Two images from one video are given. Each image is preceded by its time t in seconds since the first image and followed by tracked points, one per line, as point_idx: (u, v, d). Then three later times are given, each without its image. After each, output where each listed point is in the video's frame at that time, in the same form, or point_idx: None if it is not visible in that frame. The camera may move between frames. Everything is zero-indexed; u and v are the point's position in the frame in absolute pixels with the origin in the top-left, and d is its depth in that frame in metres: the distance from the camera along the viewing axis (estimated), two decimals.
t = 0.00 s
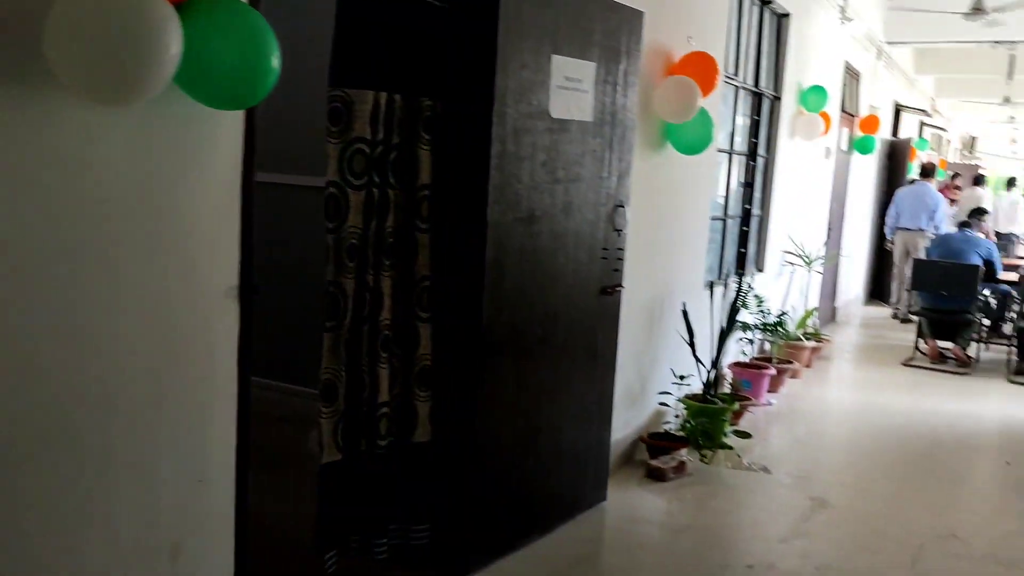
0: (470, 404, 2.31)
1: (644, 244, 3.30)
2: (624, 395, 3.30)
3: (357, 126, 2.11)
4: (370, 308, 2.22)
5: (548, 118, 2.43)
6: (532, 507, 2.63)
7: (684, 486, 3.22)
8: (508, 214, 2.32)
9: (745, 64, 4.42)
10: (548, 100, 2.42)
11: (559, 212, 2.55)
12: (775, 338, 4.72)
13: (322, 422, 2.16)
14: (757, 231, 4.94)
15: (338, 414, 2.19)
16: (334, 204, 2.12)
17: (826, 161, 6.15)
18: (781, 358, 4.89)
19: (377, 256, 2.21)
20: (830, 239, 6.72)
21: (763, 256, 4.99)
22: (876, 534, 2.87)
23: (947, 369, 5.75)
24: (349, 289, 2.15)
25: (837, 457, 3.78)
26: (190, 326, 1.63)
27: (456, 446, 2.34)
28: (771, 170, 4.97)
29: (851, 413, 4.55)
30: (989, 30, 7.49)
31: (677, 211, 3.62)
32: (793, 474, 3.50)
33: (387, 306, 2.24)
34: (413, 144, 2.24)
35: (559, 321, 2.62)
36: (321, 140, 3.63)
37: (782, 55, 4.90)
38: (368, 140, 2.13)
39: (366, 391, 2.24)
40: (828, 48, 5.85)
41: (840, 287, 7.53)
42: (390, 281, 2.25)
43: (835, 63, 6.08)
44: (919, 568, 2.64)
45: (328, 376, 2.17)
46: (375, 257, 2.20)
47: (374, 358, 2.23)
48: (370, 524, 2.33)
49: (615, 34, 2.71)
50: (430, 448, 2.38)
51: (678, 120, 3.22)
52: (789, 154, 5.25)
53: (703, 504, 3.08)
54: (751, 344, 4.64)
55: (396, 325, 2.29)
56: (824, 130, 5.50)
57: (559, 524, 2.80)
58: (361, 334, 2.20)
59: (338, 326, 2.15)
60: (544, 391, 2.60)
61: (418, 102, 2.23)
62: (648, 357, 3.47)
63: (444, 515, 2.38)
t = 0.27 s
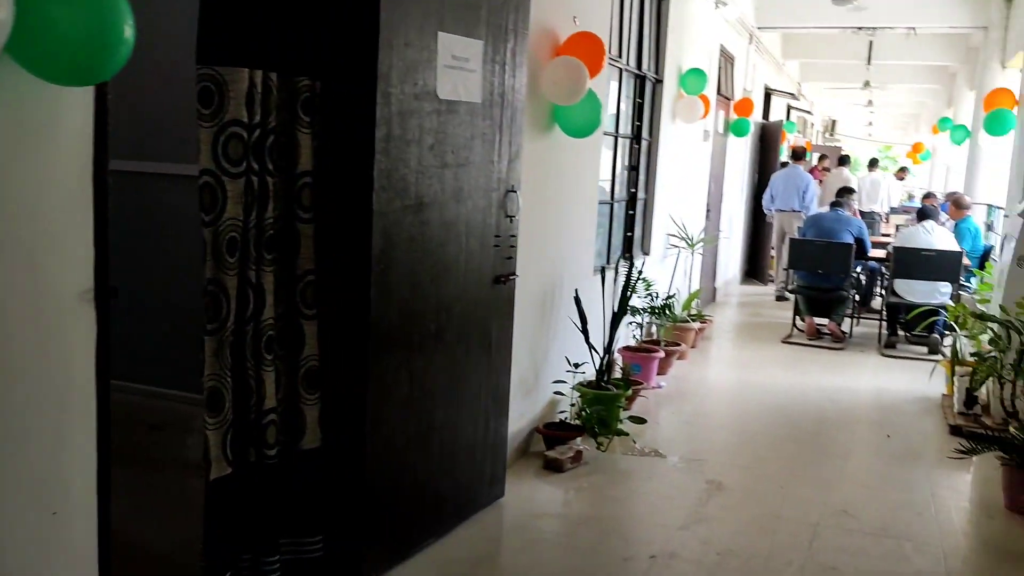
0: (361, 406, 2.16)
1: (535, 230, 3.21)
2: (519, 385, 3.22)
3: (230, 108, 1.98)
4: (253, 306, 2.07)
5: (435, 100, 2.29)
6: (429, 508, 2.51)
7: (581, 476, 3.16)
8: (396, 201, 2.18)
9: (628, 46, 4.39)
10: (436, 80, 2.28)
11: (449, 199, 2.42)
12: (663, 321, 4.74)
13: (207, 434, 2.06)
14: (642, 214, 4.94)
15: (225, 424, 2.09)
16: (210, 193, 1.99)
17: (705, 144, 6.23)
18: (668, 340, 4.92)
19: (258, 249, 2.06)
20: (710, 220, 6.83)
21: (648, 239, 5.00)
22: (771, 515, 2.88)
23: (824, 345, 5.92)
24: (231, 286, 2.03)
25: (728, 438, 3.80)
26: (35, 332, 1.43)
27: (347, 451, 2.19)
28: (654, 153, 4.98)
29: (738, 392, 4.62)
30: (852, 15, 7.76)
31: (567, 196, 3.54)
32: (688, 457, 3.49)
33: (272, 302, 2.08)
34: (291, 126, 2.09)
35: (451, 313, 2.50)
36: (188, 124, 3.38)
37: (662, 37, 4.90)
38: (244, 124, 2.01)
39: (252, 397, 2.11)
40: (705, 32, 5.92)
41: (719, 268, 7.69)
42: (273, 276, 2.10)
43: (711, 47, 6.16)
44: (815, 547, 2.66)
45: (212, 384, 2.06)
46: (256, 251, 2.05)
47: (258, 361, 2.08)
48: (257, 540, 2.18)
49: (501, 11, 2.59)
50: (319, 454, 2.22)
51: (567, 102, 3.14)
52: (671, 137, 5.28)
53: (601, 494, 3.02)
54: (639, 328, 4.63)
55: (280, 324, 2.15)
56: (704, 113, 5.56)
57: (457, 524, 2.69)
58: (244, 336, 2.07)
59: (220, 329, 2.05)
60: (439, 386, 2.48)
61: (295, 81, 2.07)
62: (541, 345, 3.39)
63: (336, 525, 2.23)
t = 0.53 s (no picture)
0: (264, 423, 2.00)
1: (442, 227, 3.09)
2: (428, 389, 3.09)
3: (109, 103, 1.77)
4: (143, 322, 1.87)
5: (336, 93, 2.14)
6: (339, 524, 2.38)
7: (495, 481, 3.06)
8: (297, 202, 2.02)
9: (530, 37, 4.31)
10: (336, 72, 2.13)
11: (353, 198, 2.28)
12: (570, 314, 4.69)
13: (98, 466, 1.85)
14: (546, 207, 4.88)
15: (116, 451, 1.88)
16: (89, 199, 1.78)
17: (605, 135, 6.22)
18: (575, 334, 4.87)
19: (147, 258, 1.86)
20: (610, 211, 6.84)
21: (552, 232, 4.94)
22: (688, 512, 2.85)
23: (724, 333, 6.00)
24: (117, 300, 1.82)
25: (639, 433, 3.77)
26: None
27: (250, 472, 2.03)
28: (557, 145, 4.92)
29: (645, 384, 4.61)
30: (743, 8, 7.89)
31: (472, 191, 3.43)
32: (601, 455, 3.44)
33: (163, 316, 1.89)
34: (178, 122, 1.90)
35: (357, 320, 2.36)
36: (60, 117, 3.12)
37: (562, 27, 4.83)
38: (126, 120, 1.80)
39: (144, 421, 1.90)
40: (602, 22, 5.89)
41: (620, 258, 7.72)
42: (164, 287, 1.91)
43: (609, 37, 6.14)
44: (734, 544, 2.64)
45: (101, 410, 1.84)
46: (145, 259, 1.86)
47: (151, 381, 1.89)
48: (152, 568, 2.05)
49: None
50: (219, 475, 2.06)
51: (472, 94, 3.02)
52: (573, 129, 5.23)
53: (517, 498, 2.93)
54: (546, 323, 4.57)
55: (172, 338, 1.96)
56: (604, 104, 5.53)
57: (369, 537, 2.56)
58: (135, 353, 1.86)
59: (108, 348, 1.83)
60: (346, 397, 2.34)
61: (180, 72, 1.88)
62: (450, 346, 3.28)
63: (240, 551, 2.08)
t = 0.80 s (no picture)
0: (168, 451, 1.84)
1: (356, 234, 2.96)
2: (346, 404, 2.95)
3: None
4: (28, 349, 1.59)
5: (243, 94, 1.99)
6: (254, 553, 2.22)
7: (418, 498, 2.94)
8: (201, 211, 1.87)
9: (441, 36, 4.20)
10: (242, 72, 1.98)
11: (264, 206, 2.13)
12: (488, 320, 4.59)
13: None
14: (461, 211, 4.77)
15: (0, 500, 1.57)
16: None
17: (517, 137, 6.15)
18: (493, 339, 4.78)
19: (31, 275, 1.59)
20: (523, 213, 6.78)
21: (467, 236, 4.84)
22: (617, 523, 2.79)
23: (640, 334, 6.00)
24: None
25: (562, 439, 3.70)
26: None
27: (153, 503, 1.87)
28: (471, 147, 4.83)
29: (565, 389, 4.55)
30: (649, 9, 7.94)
31: (387, 196, 3.31)
32: (525, 465, 3.35)
33: (51, 342, 1.63)
34: (63, 122, 1.65)
35: (270, 336, 2.21)
36: None
37: (473, 27, 4.74)
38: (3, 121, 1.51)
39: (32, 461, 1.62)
40: (512, 23, 5.83)
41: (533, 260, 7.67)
42: (51, 309, 1.65)
43: (519, 38, 6.09)
44: (666, 554, 2.58)
45: None
46: (28, 278, 1.58)
47: (40, 415, 1.62)
48: None
49: None
50: (120, 512, 1.86)
51: (386, 95, 2.90)
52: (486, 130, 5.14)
53: (441, 515, 2.82)
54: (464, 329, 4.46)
55: (63, 366, 1.69)
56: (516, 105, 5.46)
57: (286, 565, 2.40)
58: (18, 386, 1.58)
59: None
60: (258, 420, 2.18)
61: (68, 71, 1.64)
62: (367, 357, 3.14)
63: None
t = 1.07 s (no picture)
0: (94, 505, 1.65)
1: (287, 256, 2.80)
2: (280, 435, 2.79)
3: None
4: None
5: (165, 109, 1.83)
6: None
7: (359, 532, 2.79)
8: (123, 238, 1.70)
9: (369, 47, 4.07)
10: (165, 86, 1.82)
11: (191, 231, 1.97)
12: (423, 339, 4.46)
13: None
14: (392, 227, 4.64)
15: None
16: None
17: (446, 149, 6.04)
18: (429, 358, 4.65)
19: None
20: (453, 226, 6.66)
21: (399, 252, 4.71)
22: (568, 550, 2.70)
23: (574, 347, 5.94)
24: None
25: (505, 461, 3.59)
26: None
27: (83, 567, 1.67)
28: (400, 161, 4.71)
29: (503, 407, 4.46)
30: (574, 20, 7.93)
31: (318, 214, 3.16)
32: (469, 491, 3.23)
33: None
34: None
35: (201, 370, 2.05)
36: None
37: (401, 38, 4.63)
38: None
39: None
40: (439, 33, 5.73)
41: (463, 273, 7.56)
42: None
43: (446, 49, 5.99)
44: None
45: None
46: None
47: None
48: None
49: None
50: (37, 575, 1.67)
51: (317, 109, 2.76)
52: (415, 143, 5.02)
53: (385, 550, 2.68)
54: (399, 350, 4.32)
55: None
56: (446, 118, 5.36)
57: None
58: None
59: None
60: (189, 464, 2.01)
61: None
62: (300, 384, 2.98)
63: None
